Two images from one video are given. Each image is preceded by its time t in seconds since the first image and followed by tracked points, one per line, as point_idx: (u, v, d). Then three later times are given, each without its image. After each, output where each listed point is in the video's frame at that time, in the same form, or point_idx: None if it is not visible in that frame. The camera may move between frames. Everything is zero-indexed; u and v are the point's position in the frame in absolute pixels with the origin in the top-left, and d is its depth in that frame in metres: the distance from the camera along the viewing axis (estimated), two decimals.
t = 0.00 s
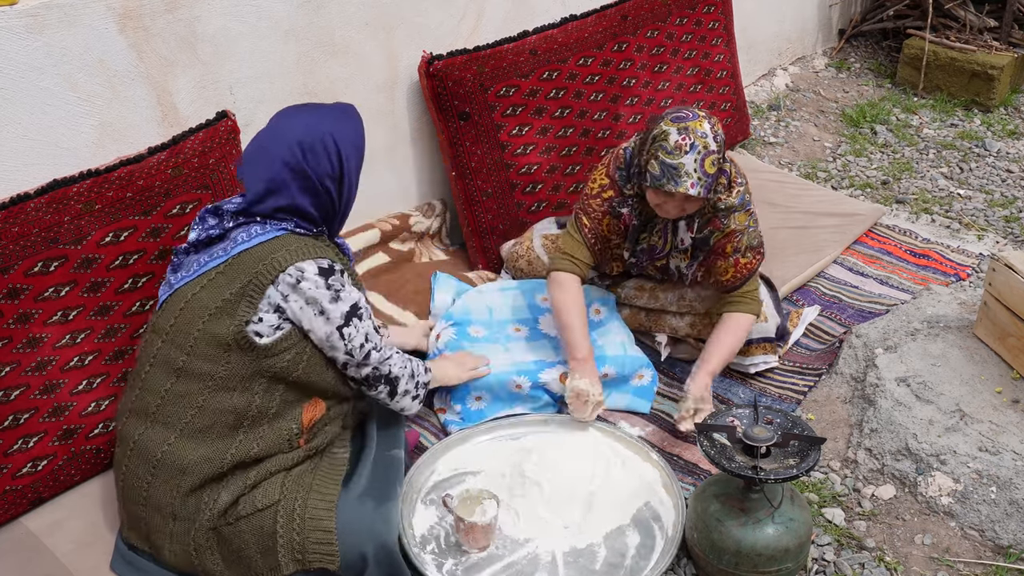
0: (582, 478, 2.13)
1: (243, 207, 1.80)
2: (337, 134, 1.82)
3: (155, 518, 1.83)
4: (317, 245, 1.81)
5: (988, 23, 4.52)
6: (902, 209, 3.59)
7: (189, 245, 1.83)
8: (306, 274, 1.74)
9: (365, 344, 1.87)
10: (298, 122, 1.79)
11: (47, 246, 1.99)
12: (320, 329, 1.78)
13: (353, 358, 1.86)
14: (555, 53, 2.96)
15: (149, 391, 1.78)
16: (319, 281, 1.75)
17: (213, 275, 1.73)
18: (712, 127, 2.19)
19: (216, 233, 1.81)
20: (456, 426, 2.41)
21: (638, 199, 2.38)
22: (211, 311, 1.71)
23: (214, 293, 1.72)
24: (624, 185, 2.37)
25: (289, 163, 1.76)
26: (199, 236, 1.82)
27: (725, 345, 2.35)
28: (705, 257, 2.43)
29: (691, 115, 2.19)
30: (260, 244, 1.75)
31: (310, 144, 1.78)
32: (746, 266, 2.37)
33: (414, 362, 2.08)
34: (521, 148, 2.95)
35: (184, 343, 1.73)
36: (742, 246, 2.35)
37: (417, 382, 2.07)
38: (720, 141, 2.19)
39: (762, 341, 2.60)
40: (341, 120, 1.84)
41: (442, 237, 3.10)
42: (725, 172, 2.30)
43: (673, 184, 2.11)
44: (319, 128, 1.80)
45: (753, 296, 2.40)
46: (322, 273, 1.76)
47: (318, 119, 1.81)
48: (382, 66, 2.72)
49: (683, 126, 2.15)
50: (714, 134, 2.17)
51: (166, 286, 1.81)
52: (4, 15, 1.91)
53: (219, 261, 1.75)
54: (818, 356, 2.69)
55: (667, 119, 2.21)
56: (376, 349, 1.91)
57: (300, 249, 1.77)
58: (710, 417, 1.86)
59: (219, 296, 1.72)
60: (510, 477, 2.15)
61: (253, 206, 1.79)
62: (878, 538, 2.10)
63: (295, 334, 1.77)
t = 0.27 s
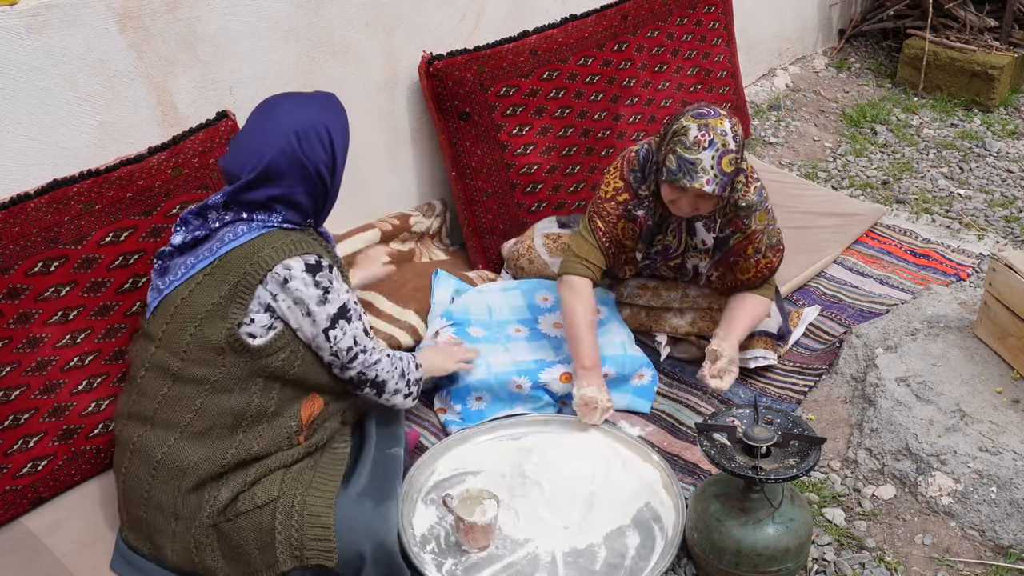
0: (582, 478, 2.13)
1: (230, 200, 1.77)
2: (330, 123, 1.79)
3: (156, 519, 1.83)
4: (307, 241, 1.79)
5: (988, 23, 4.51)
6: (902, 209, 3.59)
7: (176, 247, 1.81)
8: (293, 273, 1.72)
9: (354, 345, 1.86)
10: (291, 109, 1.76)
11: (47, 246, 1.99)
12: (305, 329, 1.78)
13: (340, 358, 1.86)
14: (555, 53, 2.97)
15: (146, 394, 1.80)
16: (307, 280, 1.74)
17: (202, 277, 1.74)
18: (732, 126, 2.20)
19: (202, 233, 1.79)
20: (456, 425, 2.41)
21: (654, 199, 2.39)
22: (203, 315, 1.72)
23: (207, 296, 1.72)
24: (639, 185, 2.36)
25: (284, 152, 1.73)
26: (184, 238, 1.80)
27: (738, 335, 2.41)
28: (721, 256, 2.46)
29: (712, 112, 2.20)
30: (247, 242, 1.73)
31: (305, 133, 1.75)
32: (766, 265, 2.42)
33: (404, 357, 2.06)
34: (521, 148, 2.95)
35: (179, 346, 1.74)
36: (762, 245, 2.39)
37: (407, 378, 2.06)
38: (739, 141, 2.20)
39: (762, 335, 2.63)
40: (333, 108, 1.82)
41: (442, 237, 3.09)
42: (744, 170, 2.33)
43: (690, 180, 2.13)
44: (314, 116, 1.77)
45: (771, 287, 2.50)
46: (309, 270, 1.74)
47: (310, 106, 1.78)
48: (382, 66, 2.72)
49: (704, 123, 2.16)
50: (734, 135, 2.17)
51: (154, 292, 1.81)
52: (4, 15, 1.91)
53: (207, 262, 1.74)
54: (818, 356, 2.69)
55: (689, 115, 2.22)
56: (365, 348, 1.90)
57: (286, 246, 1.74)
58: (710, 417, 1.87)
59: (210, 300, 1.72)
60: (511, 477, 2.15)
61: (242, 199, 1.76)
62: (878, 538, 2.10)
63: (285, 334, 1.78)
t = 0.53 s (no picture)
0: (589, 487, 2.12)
1: (201, 206, 1.70)
2: (301, 115, 1.71)
3: (156, 526, 1.85)
4: (285, 244, 1.73)
5: (988, 23, 4.52)
6: (902, 209, 3.59)
7: (150, 261, 1.77)
8: (272, 281, 1.67)
9: (341, 346, 1.81)
10: (258, 103, 1.67)
11: (47, 246, 1.99)
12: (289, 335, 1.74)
13: (327, 360, 1.81)
14: (555, 53, 2.97)
15: (141, 406, 1.81)
16: (288, 286, 1.69)
17: (184, 290, 1.70)
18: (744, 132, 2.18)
19: (175, 245, 1.73)
20: (456, 425, 2.41)
21: (664, 201, 2.38)
22: (187, 330, 1.70)
23: (189, 312, 1.70)
24: (648, 185, 2.36)
25: (254, 152, 1.64)
26: (158, 252, 1.76)
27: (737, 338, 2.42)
28: (726, 259, 2.46)
29: (725, 116, 2.20)
30: (222, 253, 1.68)
31: (275, 129, 1.66)
32: (768, 271, 2.44)
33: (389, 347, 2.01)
34: (521, 148, 2.95)
35: (167, 362, 1.74)
36: (767, 252, 2.41)
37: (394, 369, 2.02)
38: (749, 147, 2.19)
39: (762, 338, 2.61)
40: (302, 98, 1.73)
41: (442, 237, 3.10)
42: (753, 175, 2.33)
43: (691, 180, 2.14)
44: (283, 109, 1.68)
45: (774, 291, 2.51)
46: (288, 275, 1.69)
47: (278, 99, 1.69)
48: (382, 66, 2.72)
49: (714, 125, 2.15)
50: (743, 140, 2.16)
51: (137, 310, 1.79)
52: (4, 15, 1.90)
53: (184, 276, 1.70)
54: (818, 356, 2.70)
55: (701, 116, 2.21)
56: (352, 348, 1.85)
57: (262, 252, 1.69)
58: (710, 417, 1.87)
59: (191, 316, 1.70)
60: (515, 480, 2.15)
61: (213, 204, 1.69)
62: (878, 538, 2.10)
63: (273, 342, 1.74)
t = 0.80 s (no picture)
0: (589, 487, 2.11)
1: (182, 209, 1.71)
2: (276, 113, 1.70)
3: (155, 528, 1.85)
4: (271, 245, 1.73)
5: (988, 23, 4.52)
6: (902, 209, 3.59)
7: (138, 267, 1.79)
8: (255, 285, 1.67)
9: (331, 343, 1.80)
10: (232, 104, 1.67)
11: (47, 246, 1.99)
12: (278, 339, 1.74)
13: (320, 360, 1.80)
14: (555, 53, 2.97)
15: (138, 410, 1.83)
16: (272, 289, 1.68)
17: (172, 296, 1.70)
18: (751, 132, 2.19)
19: (161, 250, 1.75)
20: (456, 425, 2.41)
21: (667, 199, 2.39)
22: (176, 338, 1.71)
23: (176, 321, 1.71)
24: (651, 182, 2.37)
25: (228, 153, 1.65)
26: (142, 259, 1.78)
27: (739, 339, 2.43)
28: (729, 258, 2.47)
29: (733, 116, 2.20)
30: (204, 258, 1.68)
31: (249, 129, 1.66)
32: (772, 269, 2.45)
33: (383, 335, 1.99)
34: (521, 148, 2.95)
35: (161, 369, 1.75)
36: (770, 250, 2.42)
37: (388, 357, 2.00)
38: (756, 147, 2.19)
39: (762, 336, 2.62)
40: (277, 96, 1.72)
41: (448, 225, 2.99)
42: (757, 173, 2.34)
43: (697, 179, 2.14)
44: (256, 108, 1.68)
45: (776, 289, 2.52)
46: (271, 278, 1.68)
47: (252, 98, 1.69)
48: (382, 66, 2.72)
49: (723, 125, 2.15)
50: (749, 140, 2.16)
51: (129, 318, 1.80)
52: (4, 15, 1.90)
53: (168, 283, 1.70)
54: (818, 356, 2.70)
55: (709, 115, 2.21)
56: (343, 344, 1.83)
57: (244, 255, 1.68)
58: (710, 417, 1.87)
59: (179, 324, 1.70)
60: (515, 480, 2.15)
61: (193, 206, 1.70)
62: (879, 538, 2.10)
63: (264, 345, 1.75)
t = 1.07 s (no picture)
0: (590, 487, 2.11)
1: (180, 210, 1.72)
2: (267, 111, 1.73)
3: (157, 528, 1.84)
4: (271, 240, 1.76)
5: (988, 23, 4.52)
6: (902, 209, 3.59)
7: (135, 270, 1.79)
8: (262, 278, 1.70)
9: (343, 315, 1.88)
10: (224, 102, 1.69)
11: (47, 246, 1.99)
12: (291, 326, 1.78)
13: (336, 334, 1.88)
14: (555, 53, 2.97)
15: (141, 411, 1.82)
16: (278, 280, 1.73)
17: (173, 296, 1.70)
18: (743, 139, 2.16)
19: (160, 251, 1.75)
20: (457, 425, 2.42)
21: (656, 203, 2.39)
22: (180, 339, 1.71)
23: (179, 323, 1.71)
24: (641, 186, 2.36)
25: (223, 150, 1.67)
26: (140, 262, 1.77)
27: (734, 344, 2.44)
28: (723, 263, 2.45)
29: (725, 122, 2.17)
30: (205, 258, 1.69)
31: (242, 127, 1.69)
32: (767, 274, 2.43)
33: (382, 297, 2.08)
34: (521, 148, 2.95)
35: (163, 370, 1.74)
36: (766, 255, 2.40)
37: (393, 313, 2.10)
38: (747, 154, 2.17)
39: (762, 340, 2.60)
40: (268, 94, 1.75)
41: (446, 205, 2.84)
42: (750, 178, 2.30)
43: (689, 187, 2.13)
44: (249, 106, 1.70)
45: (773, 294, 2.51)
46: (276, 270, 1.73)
47: (243, 97, 1.71)
48: (382, 66, 2.72)
49: (714, 132, 2.13)
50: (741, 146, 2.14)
51: (128, 321, 1.79)
52: (4, 15, 1.90)
53: (170, 285, 1.70)
54: (818, 356, 2.70)
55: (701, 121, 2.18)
56: (353, 313, 1.92)
57: (247, 253, 1.70)
58: (710, 417, 1.87)
59: (183, 326, 1.71)
60: (515, 479, 2.15)
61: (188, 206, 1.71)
62: (879, 538, 2.10)
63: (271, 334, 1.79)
